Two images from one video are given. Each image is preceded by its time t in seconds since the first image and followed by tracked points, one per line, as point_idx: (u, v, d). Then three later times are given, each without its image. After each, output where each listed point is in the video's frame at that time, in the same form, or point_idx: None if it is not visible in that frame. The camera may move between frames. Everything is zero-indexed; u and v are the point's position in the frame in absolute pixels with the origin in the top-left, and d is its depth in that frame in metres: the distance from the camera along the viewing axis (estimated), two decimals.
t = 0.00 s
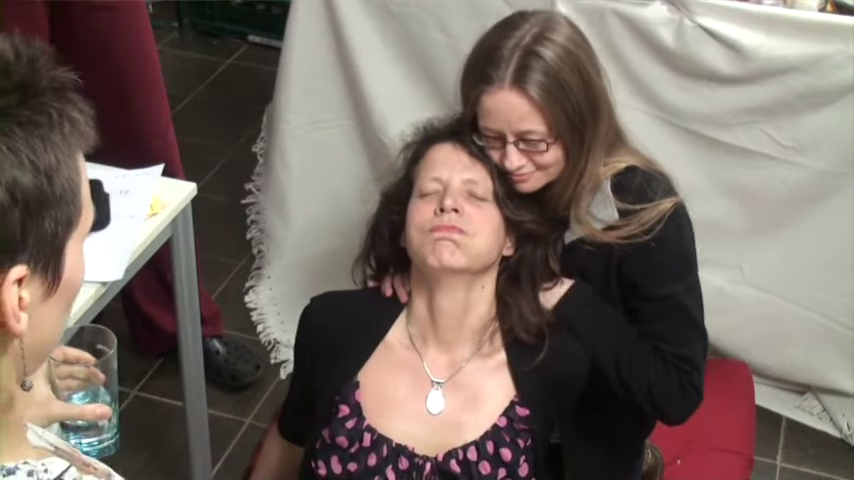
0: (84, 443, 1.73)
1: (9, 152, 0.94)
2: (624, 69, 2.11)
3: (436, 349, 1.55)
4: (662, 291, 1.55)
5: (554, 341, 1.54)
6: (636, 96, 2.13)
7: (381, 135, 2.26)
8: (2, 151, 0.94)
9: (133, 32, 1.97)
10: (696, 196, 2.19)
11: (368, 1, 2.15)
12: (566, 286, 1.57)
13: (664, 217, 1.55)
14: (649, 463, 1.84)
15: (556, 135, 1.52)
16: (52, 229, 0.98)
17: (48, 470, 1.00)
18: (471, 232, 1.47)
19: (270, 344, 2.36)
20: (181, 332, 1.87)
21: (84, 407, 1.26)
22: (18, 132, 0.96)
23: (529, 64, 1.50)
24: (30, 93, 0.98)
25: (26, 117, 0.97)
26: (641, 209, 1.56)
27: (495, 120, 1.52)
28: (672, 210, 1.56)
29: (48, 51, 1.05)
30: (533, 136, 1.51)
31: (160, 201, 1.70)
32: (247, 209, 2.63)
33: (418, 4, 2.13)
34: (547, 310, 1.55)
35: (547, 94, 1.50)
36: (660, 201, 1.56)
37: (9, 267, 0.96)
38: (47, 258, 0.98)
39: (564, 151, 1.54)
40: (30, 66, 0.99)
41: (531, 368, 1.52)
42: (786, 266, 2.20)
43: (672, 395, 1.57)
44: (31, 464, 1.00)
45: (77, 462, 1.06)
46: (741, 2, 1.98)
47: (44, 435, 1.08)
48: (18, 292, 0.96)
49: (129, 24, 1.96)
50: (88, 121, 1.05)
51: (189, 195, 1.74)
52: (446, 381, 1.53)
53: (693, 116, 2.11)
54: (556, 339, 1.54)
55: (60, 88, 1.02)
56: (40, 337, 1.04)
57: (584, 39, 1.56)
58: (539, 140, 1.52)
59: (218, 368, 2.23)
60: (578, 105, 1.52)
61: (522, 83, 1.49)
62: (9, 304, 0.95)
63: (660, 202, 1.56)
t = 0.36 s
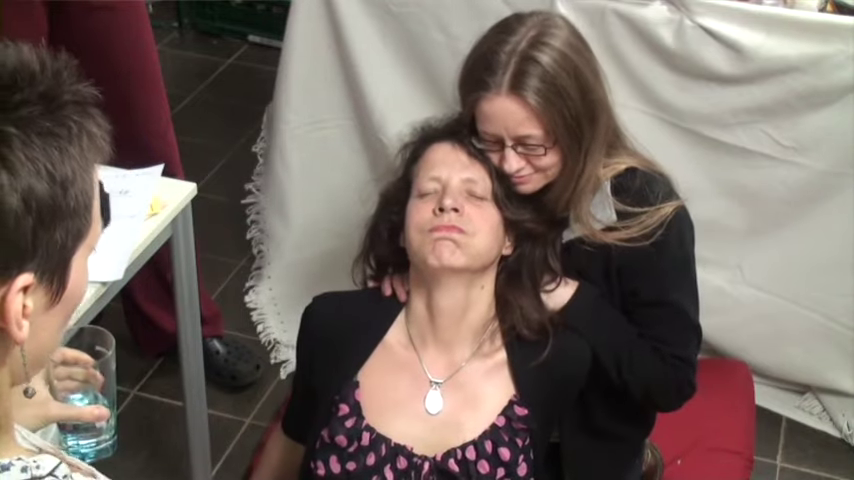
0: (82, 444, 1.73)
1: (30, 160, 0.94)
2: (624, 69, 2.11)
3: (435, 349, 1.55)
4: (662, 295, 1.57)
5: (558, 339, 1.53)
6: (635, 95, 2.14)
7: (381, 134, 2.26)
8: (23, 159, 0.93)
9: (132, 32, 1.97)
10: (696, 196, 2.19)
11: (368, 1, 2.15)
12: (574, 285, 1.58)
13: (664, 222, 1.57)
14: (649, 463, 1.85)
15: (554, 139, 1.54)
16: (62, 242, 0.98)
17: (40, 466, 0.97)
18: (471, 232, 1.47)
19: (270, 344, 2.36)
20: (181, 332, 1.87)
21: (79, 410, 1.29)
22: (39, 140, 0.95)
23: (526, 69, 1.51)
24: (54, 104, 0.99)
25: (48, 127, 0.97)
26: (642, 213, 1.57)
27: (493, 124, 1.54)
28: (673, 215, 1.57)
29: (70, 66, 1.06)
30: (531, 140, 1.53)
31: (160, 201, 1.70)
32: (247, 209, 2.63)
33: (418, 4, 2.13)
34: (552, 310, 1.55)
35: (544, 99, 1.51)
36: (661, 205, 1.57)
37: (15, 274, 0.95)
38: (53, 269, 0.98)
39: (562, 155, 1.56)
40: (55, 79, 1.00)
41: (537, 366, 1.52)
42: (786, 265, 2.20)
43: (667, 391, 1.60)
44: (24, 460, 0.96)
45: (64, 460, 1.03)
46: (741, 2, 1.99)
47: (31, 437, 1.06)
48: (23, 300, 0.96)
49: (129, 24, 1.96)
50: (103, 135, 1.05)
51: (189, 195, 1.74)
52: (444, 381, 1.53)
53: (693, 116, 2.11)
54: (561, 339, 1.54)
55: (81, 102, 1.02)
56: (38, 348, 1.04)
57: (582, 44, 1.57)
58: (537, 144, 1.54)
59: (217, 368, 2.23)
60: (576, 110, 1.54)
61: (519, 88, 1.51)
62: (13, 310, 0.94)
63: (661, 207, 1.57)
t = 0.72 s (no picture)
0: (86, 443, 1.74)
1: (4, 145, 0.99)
2: (628, 70, 2.11)
3: (435, 350, 1.55)
4: (662, 301, 1.57)
5: (558, 342, 1.54)
6: (640, 97, 2.13)
7: (384, 134, 2.26)
8: None
9: (137, 31, 1.98)
10: (700, 198, 2.19)
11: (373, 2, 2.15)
12: (574, 290, 1.58)
13: (666, 229, 1.56)
14: (653, 465, 1.85)
15: (548, 146, 1.52)
16: (40, 225, 1.03)
17: (27, 463, 0.97)
18: (469, 231, 1.48)
19: (273, 344, 2.36)
20: (185, 332, 1.88)
21: (85, 415, 1.30)
22: (12, 128, 1.00)
23: (522, 75, 1.50)
24: (24, 91, 1.03)
25: (20, 114, 1.02)
26: (643, 219, 1.57)
27: (488, 128, 1.53)
28: (675, 222, 1.56)
29: (38, 55, 1.10)
30: (525, 145, 1.52)
31: (164, 201, 1.70)
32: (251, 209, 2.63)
33: (423, 5, 2.13)
34: (551, 312, 1.55)
35: (539, 106, 1.49)
36: (662, 212, 1.57)
37: None
38: (32, 254, 1.04)
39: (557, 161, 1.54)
40: (24, 67, 1.04)
41: (537, 367, 1.52)
42: (789, 268, 2.19)
43: (668, 395, 1.60)
44: (10, 458, 0.97)
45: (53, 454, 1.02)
46: (746, 5, 1.99)
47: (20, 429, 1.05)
48: (5, 286, 1.01)
49: (134, 23, 1.97)
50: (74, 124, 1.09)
51: (194, 194, 1.73)
52: (445, 383, 1.53)
53: (698, 118, 2.11)
54: (563, 341, 1.54)
55: (52, 90, 1.06)
56: (23, 337, 1.11)
57: (583, 52, 1.55)
58: (532, 150, 1.52)
59: (221, 367, 2.24)
60: (571, 117, 1.51)
61: (514, 94, 1.49)
62: None
63: (662, 213, 1.56)
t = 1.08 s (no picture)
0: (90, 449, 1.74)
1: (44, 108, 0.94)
2: (631, 74, 2.10)
3: (436, 353, 1.55)
4: (665, 307, 1.56)
5: (558, 346, 1.53)
6: (642, 101, 2.13)
7: (387, 137, 2.26)
8: (40, 105, 0.94)
9: (140, 35, 1.98)
10: (702, 203, 2.19)
11: (375, 5, 2.15)
12: (575, 293, 1.58)
13: (669, 234, 1.55)
14: (655, 469, 1.87)
15: (552, 149, 1.51)
16: (69, 185, 1.00)
17: (42, 449, 0.91)
18: (469, 237, 1.49)
19: (275, 348, 2.37)
20: (187, 336, 1.88)
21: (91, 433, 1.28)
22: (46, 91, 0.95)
23: (525, 78, 1.49)
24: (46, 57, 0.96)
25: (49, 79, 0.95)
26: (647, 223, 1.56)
27: (491, 131, 1.52)
28: (679, 227, 1.55)
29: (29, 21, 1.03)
30: (529, 148, 1.50)
31: (167, 205, 1.70)
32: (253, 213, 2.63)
33: (425, 10, 2.13)
34: (552, 316, 1.55)
35: (541, 109, 1.48)
36: (666, 216, 1.56)
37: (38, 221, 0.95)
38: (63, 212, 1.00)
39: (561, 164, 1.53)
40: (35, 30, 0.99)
41: (537, 370, 1.52)
42: (792, 273, 2.19)
43: (669, 399, 1.60)
44: (28, 442, 0.90)
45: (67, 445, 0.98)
46: (748, 9, 1.98)
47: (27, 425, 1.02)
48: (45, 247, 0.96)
49: (137, 27, 1.97)
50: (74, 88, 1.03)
51: (195, 199, 1.73)
52: (445, 385, 1.53)
53: (700, 122, 2.11)
54: (563, 344, 1.54)
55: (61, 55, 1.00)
56: (44, 310, 1.02)
57: (586, 55, 1.54)
58: (535, 153, 1.51)
59: (223, 371, 2.23)
60: (575, 121, 1.50)
61: (517, 97, 1.48)
62: (40, 257, 0.95)
63: (667, 218, 1.55)
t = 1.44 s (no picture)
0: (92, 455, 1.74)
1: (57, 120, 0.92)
2: (632, 79, 2.11)
3: (436, 351, 1.56)
4: (670, 310, 1.58)
5: (559, 346, 1.53)
6: (644, 106, 2.14)
7: (388, 143, 2.26)
8: (53, 118, 0.92)
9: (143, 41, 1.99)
10: (704, 207, 2.19)
11: (376, 10, 2.16)
12: (579, 296, 1.58)
13: (675, 238, 1.56)
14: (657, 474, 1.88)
15: (567, 155, 1.54)
16: (82, 201, 0.96)
17: (55, 453, 0.91)
18: (471, 248, 1.48)
19: (276, 354, 2.35)
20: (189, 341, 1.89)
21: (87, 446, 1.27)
22: (62, 105, 0.94)
23: (543, 83, 1.51)
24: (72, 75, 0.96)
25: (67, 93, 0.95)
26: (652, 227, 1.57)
27: (508, 136, 1.54)
28: (684, 231, 1.57)
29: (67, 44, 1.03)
30: (545, 154, 1.54)
31: (168, 210, 1.71)
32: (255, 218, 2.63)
33: (426, 15, 2.13)
34: (554, 318, 1.55)
35: (560, 114, 1.52)
36: (672, 220, 1.57)
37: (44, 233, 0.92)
38: (76, 232, 0.97)
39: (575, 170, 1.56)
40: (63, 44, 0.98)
41: (538, 370, 1.52)
42: (793, 277, 2.19)
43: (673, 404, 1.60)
44: (41, 446, 0.90)
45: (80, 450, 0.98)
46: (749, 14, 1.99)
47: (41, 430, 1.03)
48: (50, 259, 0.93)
49: (139, 34, 1.97)
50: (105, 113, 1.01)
51: (197, 204, 1.74)
52: (445, 382, 1.53)
53: (701, 127, 2.11)
54: (563, 345, 1.53)
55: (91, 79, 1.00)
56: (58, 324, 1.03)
57: (602, 60, 1.57)
58: (551, 159, 1.55)
59: (224, 376, 2.23)
60: (591, 127, 1.53)
61: (536, 102, 1.51)
62: (47, 270, 0.91)
63: (672, 222, 1.57)
